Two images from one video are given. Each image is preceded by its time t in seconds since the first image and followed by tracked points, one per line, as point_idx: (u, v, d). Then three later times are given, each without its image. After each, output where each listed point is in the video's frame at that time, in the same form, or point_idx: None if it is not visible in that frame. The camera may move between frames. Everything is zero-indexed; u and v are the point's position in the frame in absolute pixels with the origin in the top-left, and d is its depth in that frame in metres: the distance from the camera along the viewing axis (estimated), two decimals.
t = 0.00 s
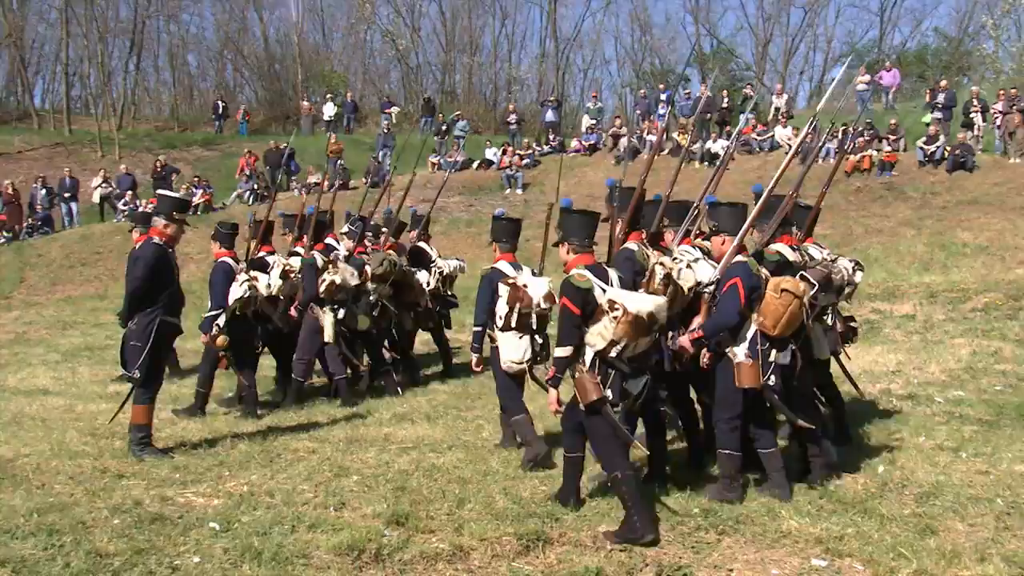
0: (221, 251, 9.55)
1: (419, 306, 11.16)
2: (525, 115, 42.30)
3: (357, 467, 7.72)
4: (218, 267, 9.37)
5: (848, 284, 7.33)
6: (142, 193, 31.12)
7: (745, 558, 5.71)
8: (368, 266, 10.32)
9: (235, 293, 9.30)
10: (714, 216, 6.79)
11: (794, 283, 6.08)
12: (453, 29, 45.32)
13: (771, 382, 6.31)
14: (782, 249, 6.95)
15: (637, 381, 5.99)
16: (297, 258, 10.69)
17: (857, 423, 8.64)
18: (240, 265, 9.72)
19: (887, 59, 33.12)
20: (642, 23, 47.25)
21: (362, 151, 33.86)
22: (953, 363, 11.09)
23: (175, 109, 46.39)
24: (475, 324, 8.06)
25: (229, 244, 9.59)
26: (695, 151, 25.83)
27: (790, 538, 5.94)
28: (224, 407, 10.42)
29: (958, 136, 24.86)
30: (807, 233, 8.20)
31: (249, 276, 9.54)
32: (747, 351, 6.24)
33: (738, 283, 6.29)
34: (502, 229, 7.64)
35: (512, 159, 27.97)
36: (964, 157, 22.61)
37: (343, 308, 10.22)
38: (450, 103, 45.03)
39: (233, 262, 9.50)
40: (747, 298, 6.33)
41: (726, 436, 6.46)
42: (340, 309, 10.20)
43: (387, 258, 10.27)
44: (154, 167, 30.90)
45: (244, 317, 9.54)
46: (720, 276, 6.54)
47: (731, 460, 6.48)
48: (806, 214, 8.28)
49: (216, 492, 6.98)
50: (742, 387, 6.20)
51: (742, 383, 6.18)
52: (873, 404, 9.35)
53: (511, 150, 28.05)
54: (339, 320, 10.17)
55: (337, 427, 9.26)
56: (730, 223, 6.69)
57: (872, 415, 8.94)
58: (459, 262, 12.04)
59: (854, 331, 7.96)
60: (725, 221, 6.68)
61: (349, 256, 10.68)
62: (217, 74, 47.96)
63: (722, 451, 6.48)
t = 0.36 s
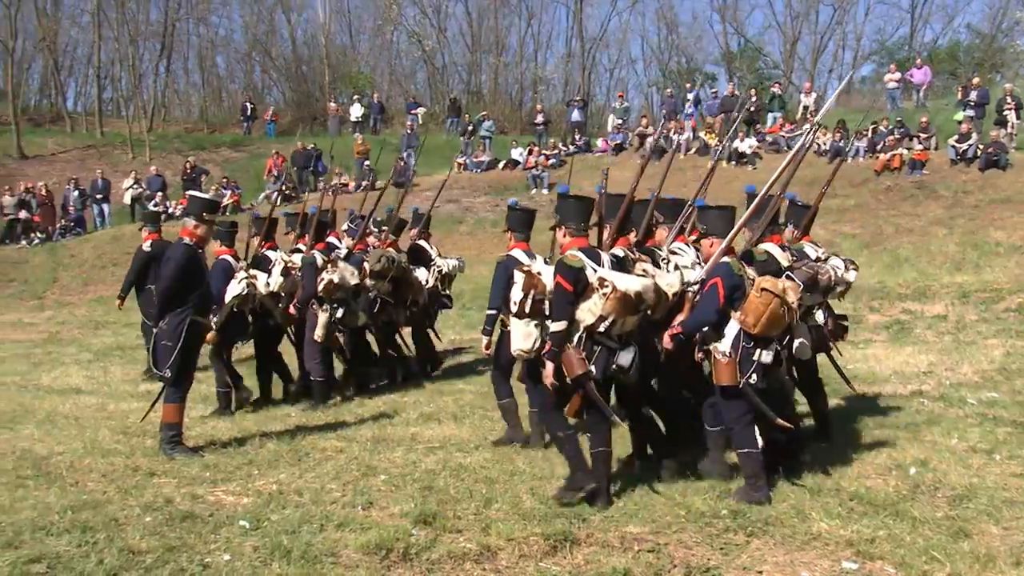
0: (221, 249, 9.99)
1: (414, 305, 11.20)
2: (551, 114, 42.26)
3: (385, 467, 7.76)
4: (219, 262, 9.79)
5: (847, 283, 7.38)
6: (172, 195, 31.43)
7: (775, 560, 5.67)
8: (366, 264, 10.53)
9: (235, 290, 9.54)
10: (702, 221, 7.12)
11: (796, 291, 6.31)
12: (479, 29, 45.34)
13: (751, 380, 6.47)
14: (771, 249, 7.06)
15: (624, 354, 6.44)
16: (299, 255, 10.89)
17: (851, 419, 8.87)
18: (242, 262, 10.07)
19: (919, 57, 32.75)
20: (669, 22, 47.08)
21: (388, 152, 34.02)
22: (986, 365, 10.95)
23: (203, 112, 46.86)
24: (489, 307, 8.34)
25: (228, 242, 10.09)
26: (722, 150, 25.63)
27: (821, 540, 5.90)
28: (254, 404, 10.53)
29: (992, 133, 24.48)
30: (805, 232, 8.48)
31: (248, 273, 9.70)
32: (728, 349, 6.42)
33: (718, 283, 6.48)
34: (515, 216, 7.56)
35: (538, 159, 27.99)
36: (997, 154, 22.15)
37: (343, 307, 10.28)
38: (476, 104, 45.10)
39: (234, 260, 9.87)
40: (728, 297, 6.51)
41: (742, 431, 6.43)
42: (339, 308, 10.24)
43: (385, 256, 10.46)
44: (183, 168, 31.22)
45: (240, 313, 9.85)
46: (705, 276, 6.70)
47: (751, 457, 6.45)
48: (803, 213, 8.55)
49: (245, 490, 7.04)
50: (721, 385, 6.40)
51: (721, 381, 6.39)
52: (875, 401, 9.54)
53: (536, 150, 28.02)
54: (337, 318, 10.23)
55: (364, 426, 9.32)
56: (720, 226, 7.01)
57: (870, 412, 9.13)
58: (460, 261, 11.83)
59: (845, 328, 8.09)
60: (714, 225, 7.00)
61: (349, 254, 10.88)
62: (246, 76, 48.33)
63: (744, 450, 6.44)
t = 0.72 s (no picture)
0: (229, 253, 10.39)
1: (420, 306, 11.36)
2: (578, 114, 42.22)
3: (412, 466, 7.78)
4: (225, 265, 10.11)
5: (838, 286, 7.71)
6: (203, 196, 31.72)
7: (806, 563, 5.62)
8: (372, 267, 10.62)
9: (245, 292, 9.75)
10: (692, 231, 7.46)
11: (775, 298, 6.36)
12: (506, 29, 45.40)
13: (733, 382, 6.51)
14: (763, 256, 7.28)
15: (609, 360, 6.43)
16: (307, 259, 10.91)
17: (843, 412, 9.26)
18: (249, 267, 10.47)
19: (952, 55, 32.41)
20: (696, 21, 46.96)
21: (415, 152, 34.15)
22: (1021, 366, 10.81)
23: (233, 113, 47.31)
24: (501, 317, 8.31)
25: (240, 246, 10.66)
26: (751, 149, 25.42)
27: (852, 543, 5.85)
28: (284, 403, 10.63)
29: None
30: (795, 238, 8.33)
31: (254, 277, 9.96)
32: (709, 354, 6.56)
33: (698, 294, 6.68)
34: (522, 224, 7.80)
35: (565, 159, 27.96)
36: None
37: (351, 310, 10.30)
38: (503, 104, 45.15)
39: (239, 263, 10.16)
40: (709, 307, 6.68)
41: (729, 423, 6.56)
42: (348, 311, 10.28)
43: (392, 258, 10.59)
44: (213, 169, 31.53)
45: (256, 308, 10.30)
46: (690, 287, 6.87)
47: (747, 443, 6.50)
48: (794, 218, 8.43)
49: (275, 489, 7.09)
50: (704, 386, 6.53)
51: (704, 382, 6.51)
52: (866, 394, 9.97)
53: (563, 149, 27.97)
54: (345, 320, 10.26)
55: (393, 426, 9.37)
56: (706, 238, 7.44)
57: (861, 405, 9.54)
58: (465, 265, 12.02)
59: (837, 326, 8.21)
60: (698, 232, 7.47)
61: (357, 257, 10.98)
62: (274, 77, 48.68)
63: (735, 439, 6.52)
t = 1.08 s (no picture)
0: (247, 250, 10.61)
1: (428, 304, 11.48)
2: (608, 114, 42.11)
3: (444, 466, 7.80)
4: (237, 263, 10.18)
5: (837, 277, 7.86)
6: (236, 197, 31.98)
7: (840, 566, 5.56)
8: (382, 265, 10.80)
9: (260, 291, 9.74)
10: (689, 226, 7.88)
11: (767, 290, 6.82)
12: (536, 29, 45.38)
13: (716, 374, 7.02)
14: (759, 253, 7.68)
15: (600, 351, 7.05)
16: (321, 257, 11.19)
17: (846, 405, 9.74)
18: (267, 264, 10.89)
19: (990, 51, 31.96)
20: (728, 19, 46.73)
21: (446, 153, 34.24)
22: None
23: (266, 115, 47.67)
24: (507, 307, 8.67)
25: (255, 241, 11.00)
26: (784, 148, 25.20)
27: (888, 546, 5.78)
28: (315, 403, 10.71)
29: None
30: (797, 232, 9.14)
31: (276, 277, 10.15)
32: (698, 343, 7.02)
33: (691, 285, 7.02)
34: (533, 220, 8.20)
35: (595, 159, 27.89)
36: None
37: (362, 306, 10.57)
38: (533, 105, 45.15)
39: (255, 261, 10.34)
40: (701, 297, 7.05)
41: (681, 411, 7.15)
42: (360, 307, 10.54)
43: (401, 256, 10.72)
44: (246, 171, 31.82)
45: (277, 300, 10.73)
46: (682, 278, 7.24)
47: (689, 435, 7.15)
48: (794, 213, 9.15)
49: (308, 488, 7.15)
50: (687, 375, 7.02)
51: (687, 371, 7.00)
52: (869, 388, 10.39)
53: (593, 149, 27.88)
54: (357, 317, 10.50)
55: (424, 425, 9.41)
56: (700, 229, 7.76)
57: (862, 396, 10.04)
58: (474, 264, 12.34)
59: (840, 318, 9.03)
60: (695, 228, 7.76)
61: (367, 256, 11.29)
62: (306, 79, 48.97)
63: (682, 427, 7.17)
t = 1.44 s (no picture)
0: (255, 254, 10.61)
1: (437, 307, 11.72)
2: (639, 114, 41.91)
3: (476, 466, 7.82)
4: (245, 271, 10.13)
5: (839, 281, 8.32)
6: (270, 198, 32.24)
7: (878, 570, 5.50)
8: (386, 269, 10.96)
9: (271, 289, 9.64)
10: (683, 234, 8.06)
11: (756, 297, 6.95)
12: (568, 29, 45.27)
13: (708, 377, 7.16)
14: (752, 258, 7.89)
15: (609, 362, 7.34)
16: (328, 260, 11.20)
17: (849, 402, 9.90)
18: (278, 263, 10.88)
19: None
20: (761, 17, 46.36)
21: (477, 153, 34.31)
22: None
23: (299, 117, 48.01)
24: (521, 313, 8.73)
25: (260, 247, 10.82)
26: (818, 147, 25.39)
27: (927, 550, 5.70)
28: (348, 402, 10.77)
29: None
30: (801, 232, 9.35)
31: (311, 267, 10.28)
32: (689, 349, 7.15)
33: (681, 292, 7.23)
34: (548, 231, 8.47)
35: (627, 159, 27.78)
36: None
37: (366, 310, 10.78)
38: (564, 105, 45.06)
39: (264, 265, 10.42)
40: (691, 304, 7.24)
41: (677, 416, 7.34)
42: (363, 312, 10.74)
43: (405, 261, 10.90)
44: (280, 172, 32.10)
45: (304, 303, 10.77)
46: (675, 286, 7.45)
47: (683, 440, 7.37)
48: (800, 214, 9.37)
49: (342, 487, 7.19)
50: (682, 378, 7.12)
51: (682, 375, 7.10)
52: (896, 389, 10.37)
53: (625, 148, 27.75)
54: (362, 322, 10.74)
55: (456, 425, 9.44)
56: (694, 237, 7.98)
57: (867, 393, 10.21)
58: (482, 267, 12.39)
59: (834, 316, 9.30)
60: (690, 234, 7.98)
61: (371, 260, 11.24)
62: (339, 81, 49.22)
63: (677, 433, 7.39)
